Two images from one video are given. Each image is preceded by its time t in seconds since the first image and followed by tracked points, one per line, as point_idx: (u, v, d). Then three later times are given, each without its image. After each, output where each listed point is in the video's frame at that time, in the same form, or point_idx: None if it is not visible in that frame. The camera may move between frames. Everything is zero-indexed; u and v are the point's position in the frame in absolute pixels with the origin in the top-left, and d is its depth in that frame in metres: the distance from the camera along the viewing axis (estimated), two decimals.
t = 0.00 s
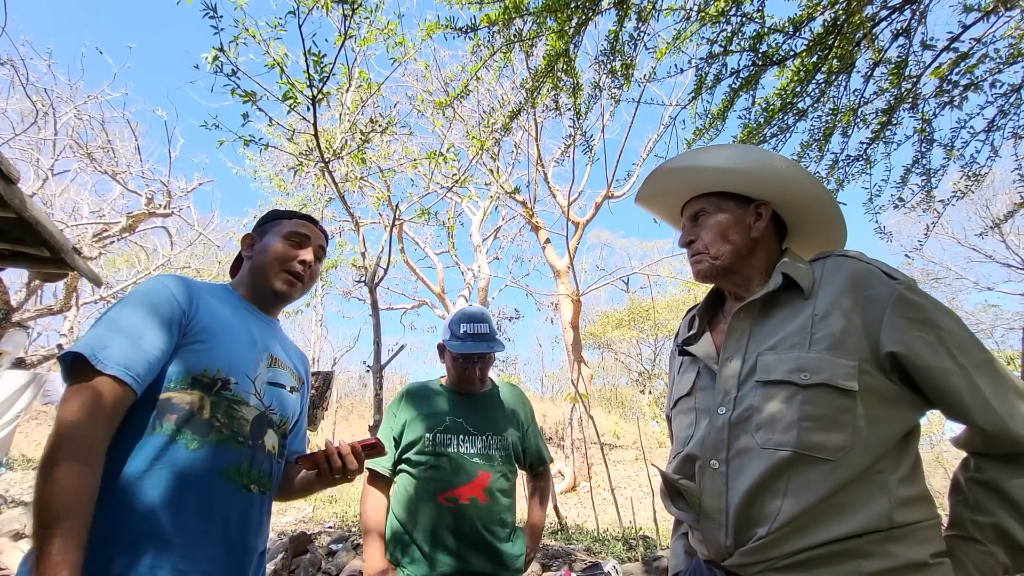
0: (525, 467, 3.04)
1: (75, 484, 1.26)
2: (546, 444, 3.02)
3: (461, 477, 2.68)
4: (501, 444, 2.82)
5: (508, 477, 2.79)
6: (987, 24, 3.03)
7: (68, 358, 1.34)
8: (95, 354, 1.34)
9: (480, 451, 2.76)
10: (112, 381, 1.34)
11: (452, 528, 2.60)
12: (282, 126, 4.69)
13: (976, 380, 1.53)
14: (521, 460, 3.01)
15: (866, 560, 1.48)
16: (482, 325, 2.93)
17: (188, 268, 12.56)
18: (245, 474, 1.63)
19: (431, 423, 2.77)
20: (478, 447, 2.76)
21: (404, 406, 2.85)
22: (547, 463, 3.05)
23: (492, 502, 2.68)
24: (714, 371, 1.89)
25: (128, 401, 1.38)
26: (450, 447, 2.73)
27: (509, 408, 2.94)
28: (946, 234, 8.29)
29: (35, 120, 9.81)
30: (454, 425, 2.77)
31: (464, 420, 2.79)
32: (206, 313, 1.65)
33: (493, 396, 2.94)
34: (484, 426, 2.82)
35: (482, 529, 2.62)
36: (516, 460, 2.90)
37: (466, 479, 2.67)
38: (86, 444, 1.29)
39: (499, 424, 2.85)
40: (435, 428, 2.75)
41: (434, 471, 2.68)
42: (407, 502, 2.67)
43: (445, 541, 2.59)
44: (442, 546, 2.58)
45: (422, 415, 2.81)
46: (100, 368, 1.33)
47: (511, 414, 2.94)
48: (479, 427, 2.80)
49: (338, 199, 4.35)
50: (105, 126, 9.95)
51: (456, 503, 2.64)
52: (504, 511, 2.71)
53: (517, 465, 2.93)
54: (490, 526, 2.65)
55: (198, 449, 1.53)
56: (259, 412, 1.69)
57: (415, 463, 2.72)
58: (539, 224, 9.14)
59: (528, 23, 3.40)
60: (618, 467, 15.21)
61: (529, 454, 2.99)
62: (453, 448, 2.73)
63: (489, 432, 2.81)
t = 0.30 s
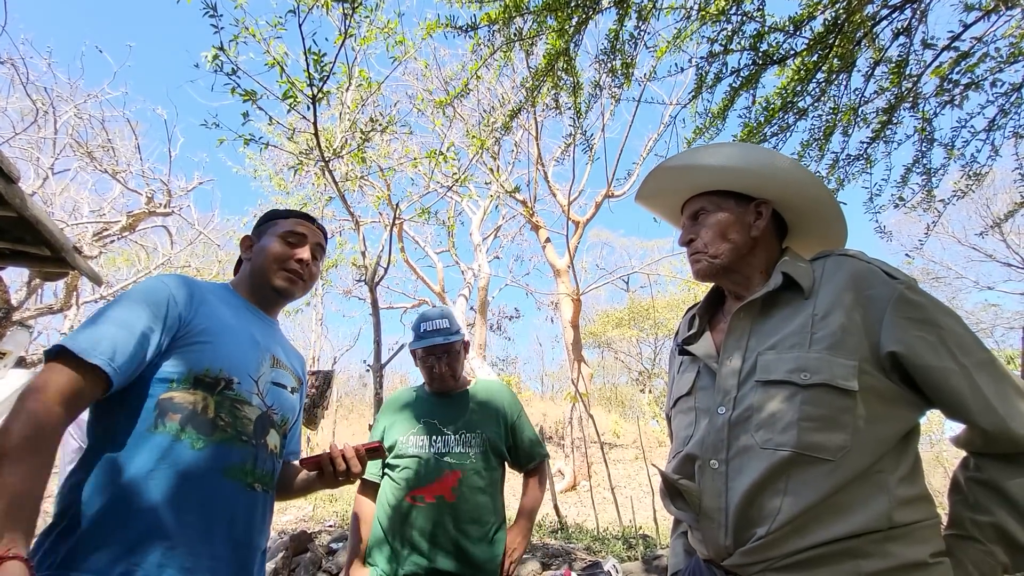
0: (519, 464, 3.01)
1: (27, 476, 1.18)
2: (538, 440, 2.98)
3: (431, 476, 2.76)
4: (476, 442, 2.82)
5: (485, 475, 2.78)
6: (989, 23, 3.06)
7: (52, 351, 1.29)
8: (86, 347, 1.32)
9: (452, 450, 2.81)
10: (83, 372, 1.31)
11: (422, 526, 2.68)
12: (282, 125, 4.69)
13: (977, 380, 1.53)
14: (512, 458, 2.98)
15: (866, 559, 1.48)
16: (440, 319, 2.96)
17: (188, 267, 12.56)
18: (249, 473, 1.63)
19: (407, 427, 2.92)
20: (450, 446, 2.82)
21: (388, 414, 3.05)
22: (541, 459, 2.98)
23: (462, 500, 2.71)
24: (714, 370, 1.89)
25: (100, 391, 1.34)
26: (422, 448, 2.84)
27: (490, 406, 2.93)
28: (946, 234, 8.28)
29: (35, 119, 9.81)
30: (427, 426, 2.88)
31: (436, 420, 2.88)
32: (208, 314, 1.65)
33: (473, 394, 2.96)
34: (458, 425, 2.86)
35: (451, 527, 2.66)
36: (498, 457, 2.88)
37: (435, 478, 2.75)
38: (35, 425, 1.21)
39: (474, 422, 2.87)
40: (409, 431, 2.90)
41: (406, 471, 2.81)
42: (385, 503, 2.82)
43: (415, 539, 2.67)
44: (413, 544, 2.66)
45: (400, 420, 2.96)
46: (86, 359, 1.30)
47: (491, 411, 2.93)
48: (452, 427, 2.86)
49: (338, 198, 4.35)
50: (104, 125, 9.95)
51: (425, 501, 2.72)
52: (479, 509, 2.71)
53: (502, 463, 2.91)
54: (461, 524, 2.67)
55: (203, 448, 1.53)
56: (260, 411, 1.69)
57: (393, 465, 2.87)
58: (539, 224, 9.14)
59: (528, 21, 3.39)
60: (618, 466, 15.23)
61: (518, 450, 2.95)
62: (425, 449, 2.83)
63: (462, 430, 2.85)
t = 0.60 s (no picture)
0: (507, 464, 3.00)
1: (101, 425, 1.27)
2: (526, 440, 2.96)
3: (415, 476, 2.77)
4: (459, 442, 2.83)
5: (469, 475, 2.77)
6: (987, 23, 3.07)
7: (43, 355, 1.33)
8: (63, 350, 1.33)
9: (436, 451, 2.82)
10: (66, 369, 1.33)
11: (406, 526, 2.68)
12: (282, 124, 4.69)
13: (975, 379, 1.53)
14: (499, 457, 2.97)
15: (864, 559, 1.48)
16: (419, 320, 2.99)
17: (188, 267, 12.56)
18: (244, 471, 1.63)
19: (392, 429, 2.95)
20: (434, 447, 2.83)
21: (374, 418, 3.08)
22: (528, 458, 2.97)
23: (445, 499, 2.71)
24: (713, 370, 1.89)
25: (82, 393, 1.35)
26: (407, 449, 2.86)
27: (474, 406, 2.93)
28: (945, 233, 8.29)
29: (34, 118, 9.80)
30: (411, 428, 2.90)
31: (420, 422, 2.90)
32: (202, 312, 1.65)
33: (457, 394, 2.97)
34: (442, 425, 2.87)
35: (434, 527, 2.66)
36: (483, 457, 2.87)
37: (418, 479, 2.76)
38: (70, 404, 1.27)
39: (457, 422, 2.87)
40: (395, 433, 2.93)
41: (392, 472, 2.82)
42: (371, 505, 2.84)
43: (398, 539, 2.68)
44: (396, 545, 2.67)
45: (386, 423, 3.00)
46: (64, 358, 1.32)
47: (476, 412, 2.93)
48: (436, 428, 2.87)
49: (337, 198, 4.34)
50: (103, 124, 9.95)
51: (409, 502, 2.73)
52: (463, 509, 2.70)
53: (489, 462, 2.90)
54: (445, 524, 2.67)
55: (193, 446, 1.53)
56: (256, 410, 1.69)
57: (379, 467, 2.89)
58: (539, 223, 9.14)
59: (528, 20, 3.39)
60: (617, 465, 15.25)
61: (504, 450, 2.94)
62: (409, 451, 2.85)
63: (445, 431, 2.85)
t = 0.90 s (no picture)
0: (502, 462, 3.02)
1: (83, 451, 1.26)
2: (522, 439, 2.99)
3: (416, 476, 2.76)
4: (460, 441, 2.83)
5: (469, 474, 2.78)
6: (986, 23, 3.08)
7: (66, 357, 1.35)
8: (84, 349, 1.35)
9: (435, 450, 2.82)
10: (114, 374, 1.35)
11: (407, 526, 2.68)
12: (282, 124, 4.69)
13: (973, 379, 1.53)
14: (495, 456, 2.98)
15: (863, 559, 1.49)
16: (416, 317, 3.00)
17: (188, 267, 12.57)
18: (241, 472, 1.63)
19: (389, 429, 2.93)
20: (434, 446, 2.82)
21: (370, 418, 3.06)
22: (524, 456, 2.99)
23: (446, 499, 2.71)
24: (712, 370, 1.89)
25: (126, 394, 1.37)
26: (406, 449, 2.84)
27: (472, 406, 2.94)
28: (945, 233, 8.30)
29: (34, 118, 9.80)
30: (410, 428, 2.88)
31: (419, 422, 2.89)
32: (206, 313, 1.65)
33: (453, 393, 2.98)
34: (440, 424, 2.87)
35: (436, 527, 2.66)
36: (481, 455, 2.88)
37: (419, 479, 2.76)
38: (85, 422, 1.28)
39: (455, 421, 2.88)
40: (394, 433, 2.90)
41: (391, 472, 2.81)
42: (370, 506, 2.82)
43: (400, 539, 2.67)
44: (397, 545, 2.67)
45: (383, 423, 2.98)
46: (95, 361, 1.33)
47: (473, 410, 2.94)
48: (435, 427, 2.86)
49: (337, 198, 4.34)
50: (103, 124, 9.95)
51: (409, 502, 2.73)
52: (464, 508, 2.71)
53: (488, 461, 2.92)
54: (447, 523, 2.67)
55: (191, 445, 1.53)
56: (256, 410, 1.69)
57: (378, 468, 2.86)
58: (539, 223, 9.14)
59: (528, 20, 3.39)
60: (617, 465, 15.28)
61: (500, 448, 2.96)
62: (408, 451, 2.84)
63: (445, 430, 2.85)
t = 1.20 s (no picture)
0: (504, 457, 3.05)
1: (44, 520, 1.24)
2: (526, 434, 3.02)
3: (426, 475, 2.74)
4: (469, 438, 2.83)
5: (478, 471, 2.79)
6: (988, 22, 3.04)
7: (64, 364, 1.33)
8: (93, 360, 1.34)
9: (443, 448, 2.80)
10: (103, 383, 1.34)
11: (420, 526, 2.66)
12: (282, 123, 4.68)
13: (974, 379, 1.53)
14: (500, 451, 3.02)
15: (864, 557, 1.48)
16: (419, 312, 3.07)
17: (188, 266, 12.57)
18: (253, 475, 1.63)
19: (395, 428, 2.89)
20: (443, 444, 2.81)
21: (372, 415, 3.00)
22: (526, 450, 3.03)
23: (457, 496, 2.70)
24: (714, 370, 1.89)
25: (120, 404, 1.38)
26: (415, 448, 2.81)
27: (478, 402, 2.96)
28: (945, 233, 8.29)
29: (33, 117, 9.79)
30: (418, 426, 2.85)
31: (427, 420, 2.86)
32: (211, 314, 1.64)
33: (456, 389, 2.99)
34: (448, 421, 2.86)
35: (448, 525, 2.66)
36: (488, 451, 2.89)
37: (428, 477, 2.74)
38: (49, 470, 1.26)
39: (462, 418, 2.87)
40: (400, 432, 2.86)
41: (401, 471, 2.78)
42: (378, 505, 2.78)
43: (412, 538, 2.66)
44: (410, 544, 2.65)
45: (388, 420, 2.93)
46: (92, 372, 1.33)
47: (478, 406, 2.96)
48: (443, 425, 2.85)
49: (337, 197, 4.33)
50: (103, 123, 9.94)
51: (420, 501, 2.71)
52: (475, 505, 2.71)
53: (494, 457, 2.93)
54: (460, 521, 2.67)
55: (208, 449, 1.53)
56: (264, 412, 1.69)
57: (386, 468, 2.83)
58: (539, 222, 9.14)
59: (528, 19, 3.39)
60: (617, 464, 15.31)
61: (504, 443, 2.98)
62: (416, 449, 2.81)
63: (454, 428, 2.84)
